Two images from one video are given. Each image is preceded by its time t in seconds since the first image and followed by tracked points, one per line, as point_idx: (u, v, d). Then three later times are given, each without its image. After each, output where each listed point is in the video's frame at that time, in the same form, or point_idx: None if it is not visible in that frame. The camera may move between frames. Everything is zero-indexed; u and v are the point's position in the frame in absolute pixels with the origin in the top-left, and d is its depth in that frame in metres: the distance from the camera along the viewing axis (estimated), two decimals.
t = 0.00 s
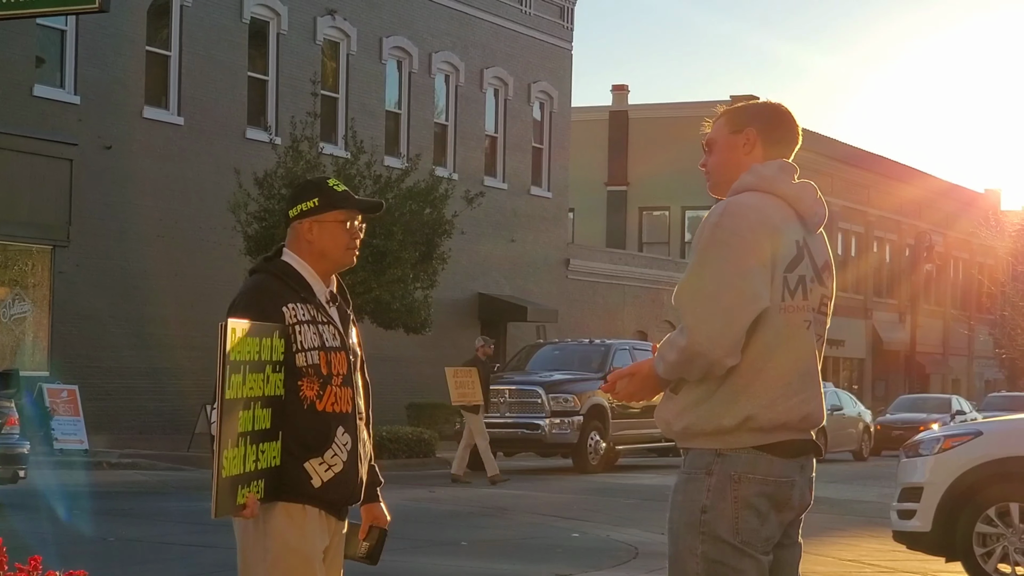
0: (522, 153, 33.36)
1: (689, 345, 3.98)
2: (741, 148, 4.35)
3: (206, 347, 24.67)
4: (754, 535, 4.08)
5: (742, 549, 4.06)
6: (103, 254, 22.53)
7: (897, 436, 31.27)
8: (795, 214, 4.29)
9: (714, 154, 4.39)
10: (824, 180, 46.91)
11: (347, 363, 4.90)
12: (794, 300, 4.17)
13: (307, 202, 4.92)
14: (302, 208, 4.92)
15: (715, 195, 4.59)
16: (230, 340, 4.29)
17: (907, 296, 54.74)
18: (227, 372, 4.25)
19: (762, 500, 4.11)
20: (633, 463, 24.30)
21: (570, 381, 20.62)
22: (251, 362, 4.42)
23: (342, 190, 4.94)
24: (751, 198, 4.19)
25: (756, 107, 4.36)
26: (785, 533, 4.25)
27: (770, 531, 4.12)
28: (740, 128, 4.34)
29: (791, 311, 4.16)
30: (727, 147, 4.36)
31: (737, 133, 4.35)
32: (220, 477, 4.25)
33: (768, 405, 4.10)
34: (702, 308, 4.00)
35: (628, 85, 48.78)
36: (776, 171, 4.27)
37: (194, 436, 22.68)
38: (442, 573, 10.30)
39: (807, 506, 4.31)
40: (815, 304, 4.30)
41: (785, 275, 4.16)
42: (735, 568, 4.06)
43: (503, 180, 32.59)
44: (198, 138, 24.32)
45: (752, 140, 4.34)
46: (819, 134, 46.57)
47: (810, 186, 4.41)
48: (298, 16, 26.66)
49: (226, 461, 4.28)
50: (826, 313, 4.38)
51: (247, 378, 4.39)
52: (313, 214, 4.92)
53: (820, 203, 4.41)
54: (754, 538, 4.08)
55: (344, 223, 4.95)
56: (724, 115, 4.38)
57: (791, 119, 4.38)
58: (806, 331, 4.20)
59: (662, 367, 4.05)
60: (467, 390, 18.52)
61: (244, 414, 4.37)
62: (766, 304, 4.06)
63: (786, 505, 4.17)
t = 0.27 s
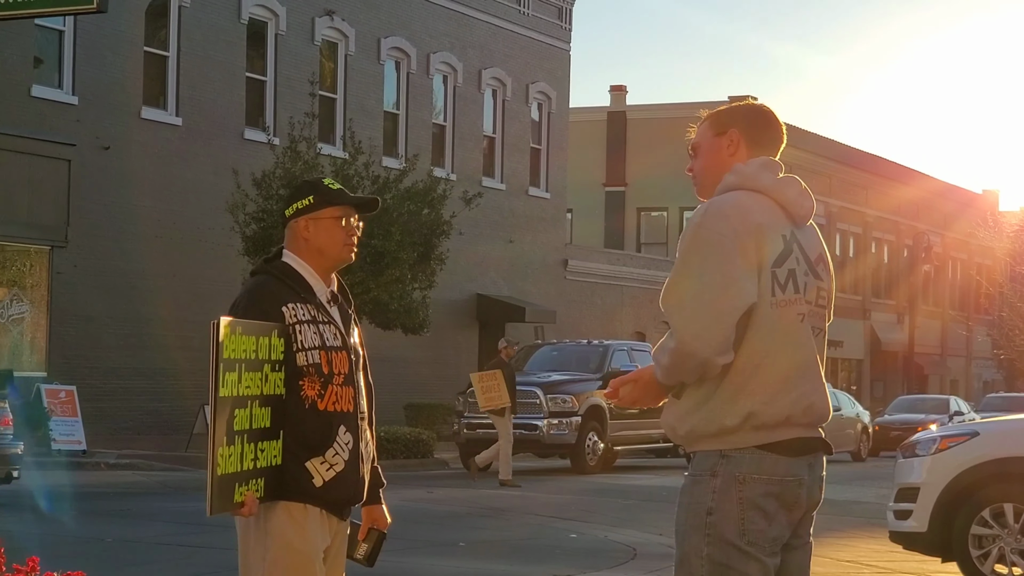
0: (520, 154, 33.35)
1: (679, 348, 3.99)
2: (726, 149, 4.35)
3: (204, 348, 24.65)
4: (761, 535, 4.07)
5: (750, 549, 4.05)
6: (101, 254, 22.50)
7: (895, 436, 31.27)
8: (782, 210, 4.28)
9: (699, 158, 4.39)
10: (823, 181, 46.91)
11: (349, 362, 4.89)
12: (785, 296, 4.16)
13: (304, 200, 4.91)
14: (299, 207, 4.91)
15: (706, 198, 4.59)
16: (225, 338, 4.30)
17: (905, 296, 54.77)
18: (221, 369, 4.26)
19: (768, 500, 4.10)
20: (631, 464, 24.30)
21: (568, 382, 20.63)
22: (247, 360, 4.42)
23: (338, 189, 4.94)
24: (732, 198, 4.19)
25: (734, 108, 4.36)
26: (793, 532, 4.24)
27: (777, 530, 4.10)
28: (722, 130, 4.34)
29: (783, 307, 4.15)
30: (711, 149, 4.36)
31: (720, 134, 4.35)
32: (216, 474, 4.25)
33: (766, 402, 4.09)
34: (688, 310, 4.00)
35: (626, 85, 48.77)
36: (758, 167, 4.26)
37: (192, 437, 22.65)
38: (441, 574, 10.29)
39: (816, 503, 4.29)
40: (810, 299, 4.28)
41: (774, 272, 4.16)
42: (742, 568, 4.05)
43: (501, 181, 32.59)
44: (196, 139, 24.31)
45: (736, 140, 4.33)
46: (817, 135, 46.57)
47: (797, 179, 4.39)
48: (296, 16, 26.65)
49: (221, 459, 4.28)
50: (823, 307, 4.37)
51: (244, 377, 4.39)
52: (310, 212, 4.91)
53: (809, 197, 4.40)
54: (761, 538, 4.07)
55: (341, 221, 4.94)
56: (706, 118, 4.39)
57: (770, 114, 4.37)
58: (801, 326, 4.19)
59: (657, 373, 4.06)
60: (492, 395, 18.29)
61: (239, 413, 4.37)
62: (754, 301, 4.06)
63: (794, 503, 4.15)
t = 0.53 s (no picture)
0: (519, 155, 33.34)
1: (680, 351, 3.99)
2: (727, 151, 4.34)
3: (202, 349, 24.64)
4: (759, 538, 4.07)
5: (747, 552, 4.05)
6: (100, 255, 22.49)
7: (894, 438, 31.25)
8: (784, 214, 4.28)
9: (700, 159, 4.39)
10: (822, 182, 46.89)
11: (348, 363, 4.88)
12: (786, 301, 4.16)
13: (305, 203, 4.91)
14: (301, 210, 4.91)
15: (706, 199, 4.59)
16: (227, 335, 4.30)
17: (904, 298, 54.77)
18: (223, 366, 4.25)
19: (766, 503, 4.10)
20: (630, 465, 24.31)
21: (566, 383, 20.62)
22: (247, 357, 4.42)
23: (340, 191, 4.93)
24: (734, 201, 4.18)
25: (738, 109, 4.36)
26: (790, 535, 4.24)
27: (774, 533, 4.10)
28: (725, 132, 4.34)
29: (785, 311, 4.15)
30: (712, 151, 4.36)
31: (722, 136, 4.34)
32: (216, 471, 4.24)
33: (766, 406, 4.09)
34: (690, 314, 4.00)
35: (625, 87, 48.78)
36: (761, 170, 4.26)
37: (191, 438, 22.64)
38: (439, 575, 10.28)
39: (813, 506, 4.29)
40: (811, 303, 4.28)
41: (775, 276, 4.16)
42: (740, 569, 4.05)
43: (500, 182, 32.58)
44: (195, 140, 24.31)
45: (738, 142, 4.33)
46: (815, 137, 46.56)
47: (800, 182, 4.39)
48: (295, 18, 26.65)
49: (221, 456, 4.27)
50: (822, 311, 4.37)
51: (245, 375, 4.39)
52: (313, 214, 4.91)
53: (811, 200, 4.39)
54: (758, 541, 4.07)
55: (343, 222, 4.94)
56: (708, 119, 4.38)
57: (774, 118, 4.36)
58: (801, 331, 4.19)
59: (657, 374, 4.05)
60: (524, 395, 18.41)
61: (241, 409, 4.36)
62: (755, 306, 4.05)
63: (792, 506, 4.15)
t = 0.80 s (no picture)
0: (517, 157, 33.36)
1: (685, 355, 4.00)
2: (736, 153, 4.34)
3: (200, 350, 24.63)
4: (751, 540, 4.08)
5: (740, 553, 4.07)
6: (98, 257, 22.49)
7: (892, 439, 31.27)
8: (790, 219, 4.29)
9: (707, 160, 4.38)
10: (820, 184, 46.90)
11: (345, 363, 4.88)
12: (790, 309, 4.17)
13: (299, 204, 4.92)
14: (294, 210, 4.92)
15: (708, 200, 4.59)
16: (224, 334, 4.30)
17: (902, 299, 54.80)
18: (219, 364, 4.25)
19: (758, 505, 4.11)
20: (627, 467, 24.32)
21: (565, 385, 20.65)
22: (244, 357, 4.42)
23: (334, 191, 4.94)
24: (745, 207, 4.19)
25: (750, 112, 4.36)
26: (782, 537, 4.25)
27: (766, 535, 4.12)
28: (733, 134, 4.34)
29: (788, 319, 4.16)
30: (720, 153, 4.36)
31: (730, 137, 4.34)
32: (213, 470, 4.25)
33: (765, 412, 4.10)
34: (697, 317, 4.01)
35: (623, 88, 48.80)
36: (771, 177, 4.27)
37: (189, 439, 22.64)
38: None
39: (803, 509, 4.31)
40: (812, 310, 4.29)
41: (780, 283, 4.16)
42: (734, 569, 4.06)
43: (498, 184, 32.61)
44: (193, 142, 24.30)
45: (746, 144, 4.33)
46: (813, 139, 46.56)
47: (806, 191, 4.40)
48: (293, 19, 26.67)
49: (218, 452, 4.27)
50: (821, 318, 4.38)
51: (243, 374, 4.40)
52: (306, 215, 4.91)
53: (817, 209, 4.41)
54: (751, 543, 4.08)
55: (337, 222, 4.95)
56: (719, 120, 4.37)
57: (785, 125, 4.37)
58: (803, 338, 4.20)
59: (659, 375, 4.06)
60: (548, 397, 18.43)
61: (238, 408, 4.37)
62: (763, 313, 4.06)
63: (782, 510, 4.17)
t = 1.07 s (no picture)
0: (515, 158, 33.36)
1: (685, 358, 4.00)
2: (738, 156, 4.35)
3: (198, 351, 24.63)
4: (747, 542, 4.09)
5: (736, 555, 4.08)
6: (96, 258, 22.47)
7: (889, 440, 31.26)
8: (791, 223, 4.29)
9: (710, 161, 4.39)
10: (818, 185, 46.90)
11: (343, 365, 4.88)
12: (790, 312, 4.17)
13: (295, 205, 4.92)
14: (290, 212, 4.92)
15: (711, 202, 4.59)
16: (220, 335, 4.31)
17: (900, 300, 54.83)
18: (215, 366, 4.25)
19: (753, 507, 4.12)
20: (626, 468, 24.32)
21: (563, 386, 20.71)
22: (241, 358, 4.42)
23: (329, 193, 4.94)
24: (748, 210, 4.19)
25: (755, 114, 4.36)
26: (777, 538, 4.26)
27: (762, 537, 4.13)
28: (736, 136, 4.34)
29: (788, 322, 4.16)
30: (722, 154, 4.36)
31: (733, 140, 4.35)
32: (210, 471, 4.25)
33: (762, 417, 4.11)
34: (698, 319, 4.01)
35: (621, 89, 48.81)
36: (774, 180, 4.27)
37: (188, 440, 22.65)
38: None
39: (799, 512, 4.32)
40: (811, 315, 4.30)
41: (781, 287, 4.16)
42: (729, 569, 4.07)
43: (496, 185, 32.61)
44: (191, 143, 24.29)
45: (749, 147, 4.34)
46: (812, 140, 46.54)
47: (808, 196, 4.41)
48: (291, 21, 26.67)
49: (216, 454, 4.27)
50: (821, 322, 4.38)
51: (240, 374, 4.40)
52: (301, 216, 4.91)
53: (819, 214, 4.41)
54: (746, 544, 4.09)
55: (333, 224, 4.94)
56: (722, 122, 4.38)
57: (790, 129, 4.38)
58: (802, 342, 4.20)
59: (659, 377, 4.06)
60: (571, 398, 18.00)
61: (235, 409, 4.37)
62: (764, 317, 4.06)
63: (778, 512, 4.17)
